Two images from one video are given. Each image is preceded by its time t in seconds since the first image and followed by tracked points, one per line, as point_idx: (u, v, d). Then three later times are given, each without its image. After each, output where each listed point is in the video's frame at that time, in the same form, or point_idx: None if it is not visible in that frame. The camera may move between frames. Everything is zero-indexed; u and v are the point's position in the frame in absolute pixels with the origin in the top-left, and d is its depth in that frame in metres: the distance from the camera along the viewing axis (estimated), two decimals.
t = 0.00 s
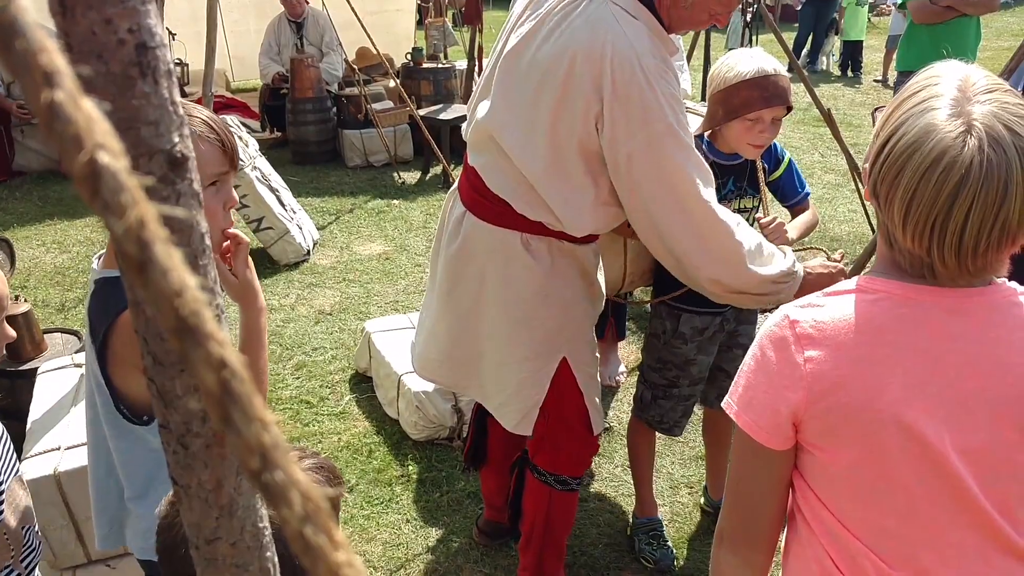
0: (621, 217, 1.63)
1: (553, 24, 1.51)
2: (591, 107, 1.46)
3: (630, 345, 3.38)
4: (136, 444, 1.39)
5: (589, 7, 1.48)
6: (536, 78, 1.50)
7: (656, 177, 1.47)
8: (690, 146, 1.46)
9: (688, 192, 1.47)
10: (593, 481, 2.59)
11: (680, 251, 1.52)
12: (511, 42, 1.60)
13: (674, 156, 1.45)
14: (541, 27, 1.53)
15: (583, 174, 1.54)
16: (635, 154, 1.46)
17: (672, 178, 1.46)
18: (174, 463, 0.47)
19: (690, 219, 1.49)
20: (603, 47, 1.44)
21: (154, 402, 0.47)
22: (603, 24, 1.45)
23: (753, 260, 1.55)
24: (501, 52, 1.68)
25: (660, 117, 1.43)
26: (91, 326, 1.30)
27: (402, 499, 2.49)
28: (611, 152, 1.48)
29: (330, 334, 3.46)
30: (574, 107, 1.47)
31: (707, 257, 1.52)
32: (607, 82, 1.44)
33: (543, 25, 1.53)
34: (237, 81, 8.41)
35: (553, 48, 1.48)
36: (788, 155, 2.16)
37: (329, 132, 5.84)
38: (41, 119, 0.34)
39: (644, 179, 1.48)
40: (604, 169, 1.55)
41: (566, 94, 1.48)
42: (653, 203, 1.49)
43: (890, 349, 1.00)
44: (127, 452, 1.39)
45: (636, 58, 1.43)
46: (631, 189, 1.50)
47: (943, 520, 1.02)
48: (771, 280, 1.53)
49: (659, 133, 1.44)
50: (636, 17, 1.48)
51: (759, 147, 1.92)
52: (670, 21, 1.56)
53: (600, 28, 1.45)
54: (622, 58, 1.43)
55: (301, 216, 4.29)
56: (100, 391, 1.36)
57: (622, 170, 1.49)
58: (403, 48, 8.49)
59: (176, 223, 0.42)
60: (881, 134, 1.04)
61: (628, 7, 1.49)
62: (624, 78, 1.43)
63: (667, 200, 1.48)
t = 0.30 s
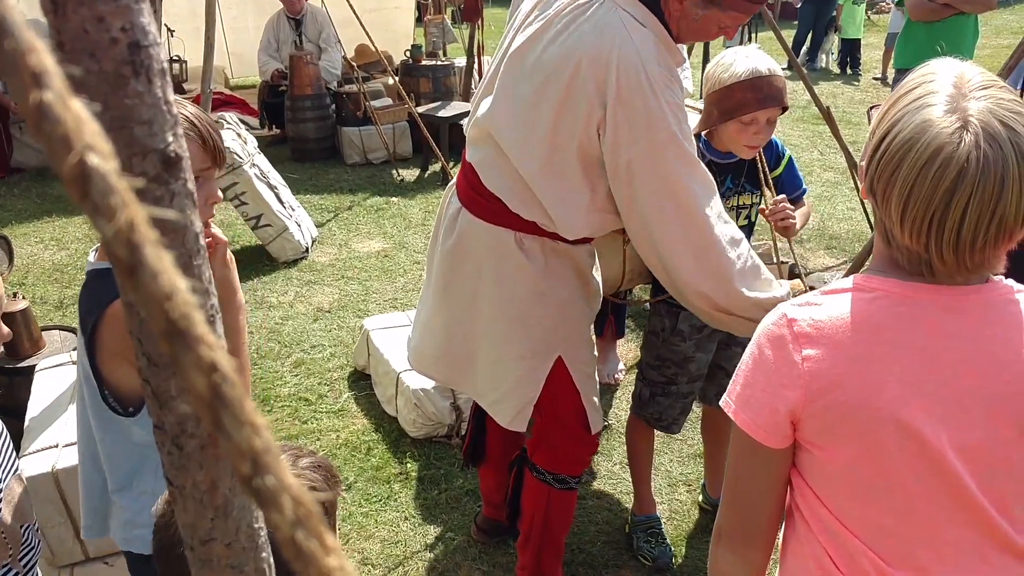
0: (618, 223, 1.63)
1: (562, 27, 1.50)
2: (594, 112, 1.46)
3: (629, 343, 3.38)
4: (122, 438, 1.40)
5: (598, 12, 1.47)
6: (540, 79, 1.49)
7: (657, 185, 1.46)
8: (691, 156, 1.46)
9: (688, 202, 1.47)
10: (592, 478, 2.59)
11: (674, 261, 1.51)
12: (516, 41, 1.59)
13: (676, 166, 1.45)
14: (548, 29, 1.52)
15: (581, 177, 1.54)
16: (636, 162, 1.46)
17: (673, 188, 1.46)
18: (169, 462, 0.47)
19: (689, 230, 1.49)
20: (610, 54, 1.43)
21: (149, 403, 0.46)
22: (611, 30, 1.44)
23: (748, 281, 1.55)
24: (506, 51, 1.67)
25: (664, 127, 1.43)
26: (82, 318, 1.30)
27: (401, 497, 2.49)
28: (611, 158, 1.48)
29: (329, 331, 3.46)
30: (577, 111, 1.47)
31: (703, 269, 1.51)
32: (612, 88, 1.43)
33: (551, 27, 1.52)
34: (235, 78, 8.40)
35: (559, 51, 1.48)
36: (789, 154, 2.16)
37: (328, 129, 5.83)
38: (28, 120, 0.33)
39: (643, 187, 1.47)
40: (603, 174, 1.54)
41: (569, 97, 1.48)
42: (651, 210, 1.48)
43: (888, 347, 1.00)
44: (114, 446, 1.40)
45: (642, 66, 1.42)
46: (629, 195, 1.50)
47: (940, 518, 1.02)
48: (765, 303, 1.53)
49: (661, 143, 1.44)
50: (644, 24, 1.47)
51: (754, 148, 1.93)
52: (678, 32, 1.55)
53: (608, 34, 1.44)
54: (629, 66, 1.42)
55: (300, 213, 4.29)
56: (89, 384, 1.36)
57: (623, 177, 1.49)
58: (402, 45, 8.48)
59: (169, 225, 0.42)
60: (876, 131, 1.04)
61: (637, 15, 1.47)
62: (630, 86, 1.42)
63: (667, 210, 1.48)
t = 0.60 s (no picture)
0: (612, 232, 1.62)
1: (563, 34, 1.50)
2: (591, 121, 1.46)
3: (626, 341, 3.38)
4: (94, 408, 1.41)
5: (601, 24, 1.47)
6: (540, 85, 1.49)
7: (651, 201, 1.45)
8: (686, 172, 1.45)
9: (681, 222, 1.45)
10: (588, 477, 2.59)
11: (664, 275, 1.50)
12: (518, 44, 1.59)
13: (671, 184, 1.43)
14: (549, 35, 1.51)
15: (575, 185, 1.53)
16: (631, 176, 1.45)
17: (666, 205, 1.44)
18: (160, 470, 0.47)
19: (680, 250, 1.47)
20: (610, 65, 1.43)
21: (139, 410, 0.46)
22: (612, 40, 1.44)
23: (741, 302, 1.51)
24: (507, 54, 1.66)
25: (661, 141, 1.42)
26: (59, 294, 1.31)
27: (397, 495, 2.49)
28: (606, 168, 1.47)
29: (325, 329, 3.45)
30: (574, 119, 1.47)
31: (693, 290, 1.50)
32: (610, 98, 1.43)
33: (553, 33, 1.52)
34: (232, 75, 8.37)
35: (560, 59, 1.48)
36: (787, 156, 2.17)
37: (325, 127, 5.82)
38: None
39: (637, 202, 1.46)
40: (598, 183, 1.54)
41: (567, 105, 1.47)
42: (644, 222, 1.47)
43: (885, 349, 1.00)
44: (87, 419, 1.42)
45: (642, 81, 1.42)
46: (623, 205, 1.49)
47: (936, 519, 1.02)
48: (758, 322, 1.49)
49: (656, 156, 1.43)
50: (648, 41, 1.46)
51: (752, 148, 1.94)
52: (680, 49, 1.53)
53: (608, 45, 1.44)
54: (628, 79, 1.42)
55: (296, 211, 4.28)
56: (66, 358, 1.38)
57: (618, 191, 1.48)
58: (399, 42, 8.46)
59: (158, 234, 0.43)
60: (873, 134, 1.03)
61: (641, 30, 1.46)
62: (628, 97, 1.41)
63: (660, 227, 1.46)
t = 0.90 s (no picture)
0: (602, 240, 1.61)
1: (563, 37, 1.49)
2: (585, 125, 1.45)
3: (622, 339, 3.38)
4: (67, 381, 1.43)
5: (599, 29, 1.46)
6: (538, 86, 1.49)
7: (637, 212, 1.43)
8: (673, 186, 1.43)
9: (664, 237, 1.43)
10: (584, 475, 2.60)
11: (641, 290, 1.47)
12: (519, 45, 1.58)
13: (658, 194, 1.41)
14: (550, 37, 1.51)
15: (567, 189, 1.53)
16: (619, 184, 1.44)
17: (651, 217, 1.42)
18: (147, 475, 0.48)
19: (661, 266, 1.44)
20: (606, 71, 1.42)
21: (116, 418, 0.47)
22: (610, 45, 1.43)
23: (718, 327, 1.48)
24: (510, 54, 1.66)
25: (650, 151, 1.41)
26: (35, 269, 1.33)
27: (393, 493, 2.49)
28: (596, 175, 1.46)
29: (322, 327, 3.45)
30: (569, 123, 1.46)
31: (669, 306, 1.46)
32: (603, 104, 1.42)
33: (553, 35, 1.51)
34: (228, 72, 8.34)
35: (557, 63, 1.47)
36: (779, 151, 2.17)
37: (321, 124, 5.81)
38: None
39: (623, 210, 1.44)
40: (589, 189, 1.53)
41: (562, 108, 1.47)
42: (627, 233, 1.46)
43: (878, 351, 1.00)
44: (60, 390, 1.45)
45: (637, 88, 1.41)
46: (610, 213, 1.48)
47: (928, 519, 1.03)
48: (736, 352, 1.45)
49: (645, 167, 1.41)
50: (645, 49, 1.45)
51: (740, 147, 1.96)
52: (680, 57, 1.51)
53: (606, 51, 1.43)
54: (622, 86, 1.41)
55: (293, 208, 4.28)
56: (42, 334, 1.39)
57: (606, 198, 1.47)
58: (396, 38, 8.44)
59: (144, 239, 0.46)
60: (867, 134, 1.03)
61: (639, 37, 1.45)
62: (620, 104, 1.41)
63: (643, 237, 1.44)
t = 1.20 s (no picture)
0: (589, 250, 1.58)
1: (560, 42, 1.49)
2: (577, 129, 1.45)
3: (614, 339, 3.39)
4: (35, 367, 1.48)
5: (596, 34, 1.46)
6: (533, 89, 1.49)
7: (622, 220, 1.41)
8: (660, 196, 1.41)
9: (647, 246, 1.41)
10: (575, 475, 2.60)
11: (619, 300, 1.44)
12: (515, 47, 1.58)
13: (646, 200, 1.40)
14: (547, 41, 1.51)
15: (556, 193, 1.52)
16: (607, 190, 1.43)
17: (636, 225, 1.41)
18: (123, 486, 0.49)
19: (642, 276, 1.42)
20: (600, 76, 1.42)
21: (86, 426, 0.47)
22: (605, 50, 1.43)
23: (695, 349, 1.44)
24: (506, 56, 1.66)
25: (639, 158, 1.40)
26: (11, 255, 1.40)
27: (385, 493, 2.49)
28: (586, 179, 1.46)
29: (314, 326, 3.45)
30: (562, 126, 1.46)
31: (649, 317, 1.42)
32: (596, 108, 1.42)
33: (551, 39, 1.51)
34: (221, 70, 8.31)
35: (551, 66, 1.47)
36: (770, 148, 2.16)
37: (315, 123, 5.80)
38: None
39: (608, 215, 1.43)
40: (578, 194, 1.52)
41: (556, 111, 1.47)
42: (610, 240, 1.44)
43: (864, 352, 1.00)
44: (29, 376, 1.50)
45: (629, 94, 1.40)
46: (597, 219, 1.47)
47: (914, 521, 1.03)
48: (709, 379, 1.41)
49: (633, 173, 1.40)
50: (641, 56, 1.44)
51: (730, 147, 1.96)
52: (677, 68, 1.50)
53: (601, 56, 1.43)
54: (615, 91, 1.41)
55: (285, 207, 4.27)
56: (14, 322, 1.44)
57: (594, 203, 1.46)
58: (390, 37, 8.43)
59: (116, 249, 0.44)
60: (854, 136, 1.04)
61: (635, 43, 1.44)
62: (612, 109, 1.40)
63: (626, 243, 1.42)
